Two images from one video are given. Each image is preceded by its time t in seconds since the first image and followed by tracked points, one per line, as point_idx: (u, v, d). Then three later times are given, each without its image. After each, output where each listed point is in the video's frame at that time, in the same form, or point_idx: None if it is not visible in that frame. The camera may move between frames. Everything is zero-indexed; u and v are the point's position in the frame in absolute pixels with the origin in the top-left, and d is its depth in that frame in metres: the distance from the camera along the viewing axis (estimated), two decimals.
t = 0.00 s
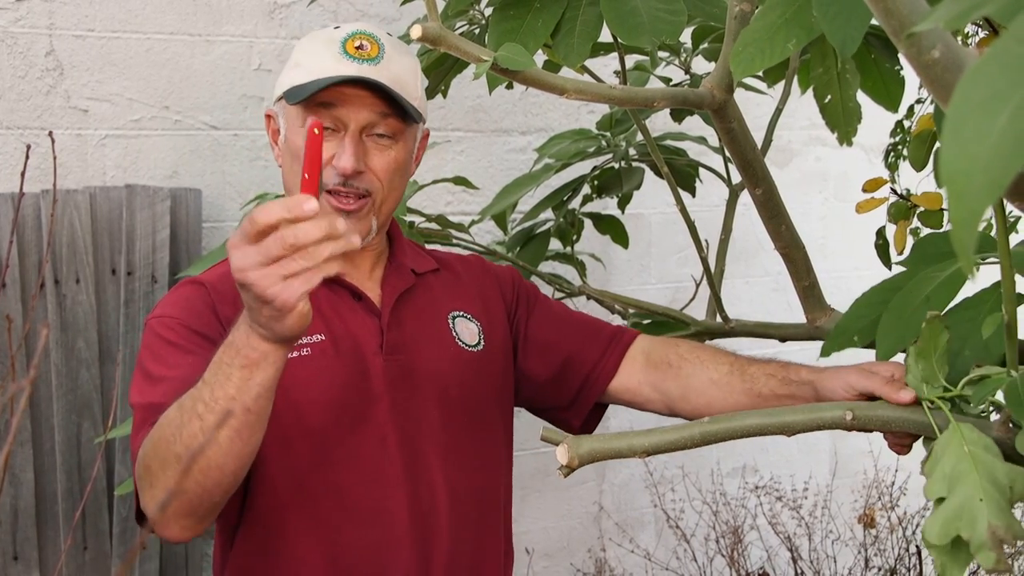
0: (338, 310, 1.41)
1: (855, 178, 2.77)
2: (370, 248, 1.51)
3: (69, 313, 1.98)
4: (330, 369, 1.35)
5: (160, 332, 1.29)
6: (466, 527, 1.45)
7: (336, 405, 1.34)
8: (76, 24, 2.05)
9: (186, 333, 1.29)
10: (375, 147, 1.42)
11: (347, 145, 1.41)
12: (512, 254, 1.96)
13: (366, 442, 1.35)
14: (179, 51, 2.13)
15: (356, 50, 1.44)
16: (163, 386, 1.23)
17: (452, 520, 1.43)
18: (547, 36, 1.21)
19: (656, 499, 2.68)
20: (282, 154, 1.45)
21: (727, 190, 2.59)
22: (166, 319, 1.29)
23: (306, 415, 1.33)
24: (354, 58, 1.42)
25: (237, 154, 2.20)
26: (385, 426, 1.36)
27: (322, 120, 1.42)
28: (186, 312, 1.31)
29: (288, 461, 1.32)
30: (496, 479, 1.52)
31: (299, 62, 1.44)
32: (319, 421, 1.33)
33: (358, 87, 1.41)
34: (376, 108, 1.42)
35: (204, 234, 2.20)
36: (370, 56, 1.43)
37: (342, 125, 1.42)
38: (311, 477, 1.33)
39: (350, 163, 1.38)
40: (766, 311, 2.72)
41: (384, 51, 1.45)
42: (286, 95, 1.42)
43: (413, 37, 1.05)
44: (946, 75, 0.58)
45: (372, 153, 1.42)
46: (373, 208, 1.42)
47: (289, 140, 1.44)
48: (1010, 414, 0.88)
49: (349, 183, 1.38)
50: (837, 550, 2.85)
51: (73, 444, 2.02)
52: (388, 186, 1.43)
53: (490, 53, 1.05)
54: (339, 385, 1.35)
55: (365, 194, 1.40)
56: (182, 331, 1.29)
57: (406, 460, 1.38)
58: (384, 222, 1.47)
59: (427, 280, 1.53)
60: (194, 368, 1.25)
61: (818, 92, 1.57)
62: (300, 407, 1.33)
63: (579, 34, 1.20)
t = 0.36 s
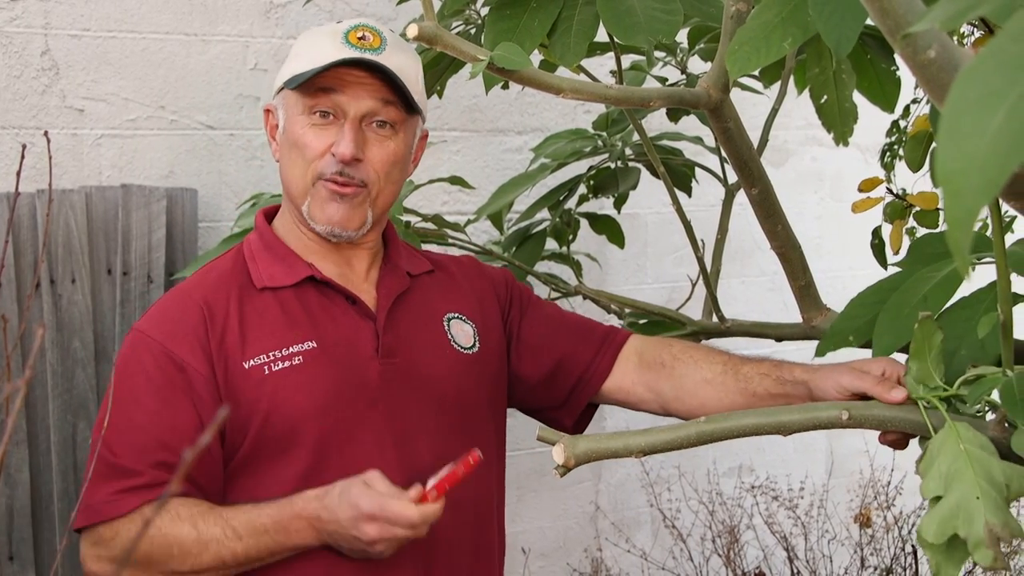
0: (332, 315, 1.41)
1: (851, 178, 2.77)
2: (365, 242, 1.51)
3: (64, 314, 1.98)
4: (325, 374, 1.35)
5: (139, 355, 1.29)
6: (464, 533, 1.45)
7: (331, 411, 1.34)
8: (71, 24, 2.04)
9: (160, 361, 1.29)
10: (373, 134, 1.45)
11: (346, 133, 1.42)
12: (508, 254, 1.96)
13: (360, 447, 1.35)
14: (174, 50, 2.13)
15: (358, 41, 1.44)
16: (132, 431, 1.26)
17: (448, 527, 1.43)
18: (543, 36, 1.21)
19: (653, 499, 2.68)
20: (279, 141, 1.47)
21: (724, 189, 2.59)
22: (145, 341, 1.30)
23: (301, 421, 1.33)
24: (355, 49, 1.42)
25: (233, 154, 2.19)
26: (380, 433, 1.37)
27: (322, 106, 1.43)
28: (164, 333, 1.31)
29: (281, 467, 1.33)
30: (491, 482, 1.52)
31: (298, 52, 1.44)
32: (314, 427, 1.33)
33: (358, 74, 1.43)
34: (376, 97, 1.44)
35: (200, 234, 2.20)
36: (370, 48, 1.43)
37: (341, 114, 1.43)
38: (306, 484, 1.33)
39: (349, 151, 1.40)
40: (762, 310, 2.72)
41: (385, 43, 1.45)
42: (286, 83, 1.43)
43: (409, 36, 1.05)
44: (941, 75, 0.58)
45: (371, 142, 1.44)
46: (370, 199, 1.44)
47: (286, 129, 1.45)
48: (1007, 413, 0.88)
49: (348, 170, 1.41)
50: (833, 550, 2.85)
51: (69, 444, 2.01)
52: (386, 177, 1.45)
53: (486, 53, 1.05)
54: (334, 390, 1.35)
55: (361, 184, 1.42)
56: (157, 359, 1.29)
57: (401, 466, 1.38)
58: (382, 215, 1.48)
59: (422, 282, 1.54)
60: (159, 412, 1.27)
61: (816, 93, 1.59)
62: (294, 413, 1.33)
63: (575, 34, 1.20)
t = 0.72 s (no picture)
0: (321, 319, 1.41)
1: (851, 177, 2.77)
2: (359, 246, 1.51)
3: (64, 313, 1.98)
4: (314, 380, 1.35)
5: (127, 361, 1.30)
6: (457, 535, 1.46)
7: (321, 415, 1.35)
8: (70, 23, 2.04)
9: (149, 368, 1.29)
10: (369, 145, 1.43)
11: (342, 144, 1.41)
12: (507, 253, 1.96)
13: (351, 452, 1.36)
14: (173, 50, 2.13)
15: (351, 46, 1.43)
16: (122, 437, 1.27)
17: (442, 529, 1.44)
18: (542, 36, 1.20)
19: (652, 498, 2.68)
20: (272, 148, 1.45)
21: (723, 188, 2.59)
22: (132, 347, 1.30)
23: (291, 427, 1.33)
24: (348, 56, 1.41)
25: (232, 153, 2.19)
26: (370, 438, 1.37)
27: (317, 117, 1.40)
28: (152, 340, 1.30)
29: (273, 471, 1.34)
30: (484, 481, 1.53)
31: (290, 58, 1.42)
32: (303, 432, 1.33)
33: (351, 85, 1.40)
34: (372, 106, 1.42)
35: (200, 233, 2.20)
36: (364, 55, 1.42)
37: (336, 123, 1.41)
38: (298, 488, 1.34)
39: (347, 164, 1.39)
40: (762, 310, 2.72)
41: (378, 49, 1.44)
42: (278, 93, 1.40)
43: (409, 36, 1.05)
44: (940, 75, 0.58)
45: (368, 153, 1.42)
46: (368, 209, 1.44)
47: (278, 137, 1.43)
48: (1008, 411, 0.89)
49: (344, 184, 1.40)
50: (832, 549, 2.85)
51: (68, 444, 2.02)
52: (382, 186, 1.44)
53: (486, 53, 1.05)
54: (323, 395, 1.35)
55: (359, 196, 1.42)
56: (146, 365, 1.29)
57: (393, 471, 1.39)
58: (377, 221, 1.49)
59: (413, 282, 1.53)
60: (149, 419, 1.27)
61: (815, 93, 1.59)
62: (284, 418, 1.33)
63: (574, 34, 1.20)
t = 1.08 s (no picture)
0: (324, 319, 1.41)
1: (853, 176, 2.77)
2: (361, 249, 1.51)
3: (66, 312, 1.98)
4: (320, 380, 1.36)
5: (132, 367, 1.30)
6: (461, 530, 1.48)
7: (329, 415, 1.36)
8: (72, 22, 2.04)
9: (155, 374, 1.29)
10: (369, 163, 1.41)
11: (348, 170, 1.39)
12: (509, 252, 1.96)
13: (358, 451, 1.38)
14: (175, 48, 2.13)
15: (327, 69, 1.40)
16: (129, 443, 1.27)
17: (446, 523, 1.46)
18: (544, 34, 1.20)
19: (654, 497, 2.68)
20: (269, 184, 1.42)
21: (725, 187, 2.59)
22: (135, 353, 1.29)
23: (298, 427, 1.34)
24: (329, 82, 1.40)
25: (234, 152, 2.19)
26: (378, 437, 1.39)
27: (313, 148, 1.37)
28: (156, 345, 1.30)
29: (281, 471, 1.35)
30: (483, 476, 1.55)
31: (270, 94, 1.38)
32: (310, 431, 1.34)
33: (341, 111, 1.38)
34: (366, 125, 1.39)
35: (201, 232, 2.20)
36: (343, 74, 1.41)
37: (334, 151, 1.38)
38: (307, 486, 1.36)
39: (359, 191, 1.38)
40: (763, 308, 2.72)
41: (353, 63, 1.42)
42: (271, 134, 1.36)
43: (411, 35, 1.05)
44: (942, 72, 0.58)
45: (371, 173, 1.41)
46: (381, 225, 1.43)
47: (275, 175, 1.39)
48: (1008, 411, 0.89)
49: (360, 210, 1.39)
50: (834, 547, 2.85)
51: (70, 443, 2.02)
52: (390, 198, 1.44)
53: (488, 51, 1.05)
54: (330, 394, 1.36)
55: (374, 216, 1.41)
56: (151, 371, 1.29)
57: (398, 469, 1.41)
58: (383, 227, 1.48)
59: (411, 279, 1.54)
60: (157, 424, 1.27)
61: (816, 91, 1.56)
62: (292, 418, 1.34)
63: (576, 32, 1.20)
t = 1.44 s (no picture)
0: (311, 320, 1.41)
1: (855, 175, 2.77)
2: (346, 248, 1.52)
3: (69, 310, 1.98)
4: (310, 381, 1.37)
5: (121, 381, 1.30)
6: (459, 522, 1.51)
7: (321, 415, 1.37)
8: (76, 21, 2.05)
9: (145, 386, 1.30)
10: (346, 173, 1.42)
11: (326, 185, 1.39)
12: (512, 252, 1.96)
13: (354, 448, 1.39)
14: (178, 47, 2.13)
15: (293, 88, 1.39)
16: (129, 455, 1.28)
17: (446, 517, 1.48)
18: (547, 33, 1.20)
19: (657, 496, 2.68)
20: (248, 206, 1.42)
21: (728, 186, 2.59)
22: (123, 366, 1.30)
23: (291, 427, 1.35)
24: (297, 100, 1.38)
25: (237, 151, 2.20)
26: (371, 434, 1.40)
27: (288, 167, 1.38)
28: (143, 356, 1.31)
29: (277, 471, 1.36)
30: (476, 462, 1.57)
31: (238, 119, 1.36)
32: (302, 432, 1.35)
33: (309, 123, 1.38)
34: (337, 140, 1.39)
35: (205, 231, 2.20)
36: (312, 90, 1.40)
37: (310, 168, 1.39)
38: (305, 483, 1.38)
39: (340, 206, 1.39)
40: (767, 308, 2.72)
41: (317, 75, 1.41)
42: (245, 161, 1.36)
43: (414, 33, 1.05)
44: (946, 71, 0.58)
45: (350, 182, 1.42)
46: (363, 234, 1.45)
47: (253, 197, 1.39)
48: (1012, 410, 0.88)
49: (343, 222, 1.40)
50: (837, 547, 2.85)
51: (73, 441, 2.02)
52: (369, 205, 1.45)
53: (492, 50, 1.05)
54: (321, 395, 1.37)
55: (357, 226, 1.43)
56: (140, 383, 1.29)
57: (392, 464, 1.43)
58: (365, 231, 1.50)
59: (395, 271, 1.55)
60: (150, 436, 1.28)
61: (819, 91, 1.57)
62: (284, 421, 1.35)
63: (580, 30, 1.20)
